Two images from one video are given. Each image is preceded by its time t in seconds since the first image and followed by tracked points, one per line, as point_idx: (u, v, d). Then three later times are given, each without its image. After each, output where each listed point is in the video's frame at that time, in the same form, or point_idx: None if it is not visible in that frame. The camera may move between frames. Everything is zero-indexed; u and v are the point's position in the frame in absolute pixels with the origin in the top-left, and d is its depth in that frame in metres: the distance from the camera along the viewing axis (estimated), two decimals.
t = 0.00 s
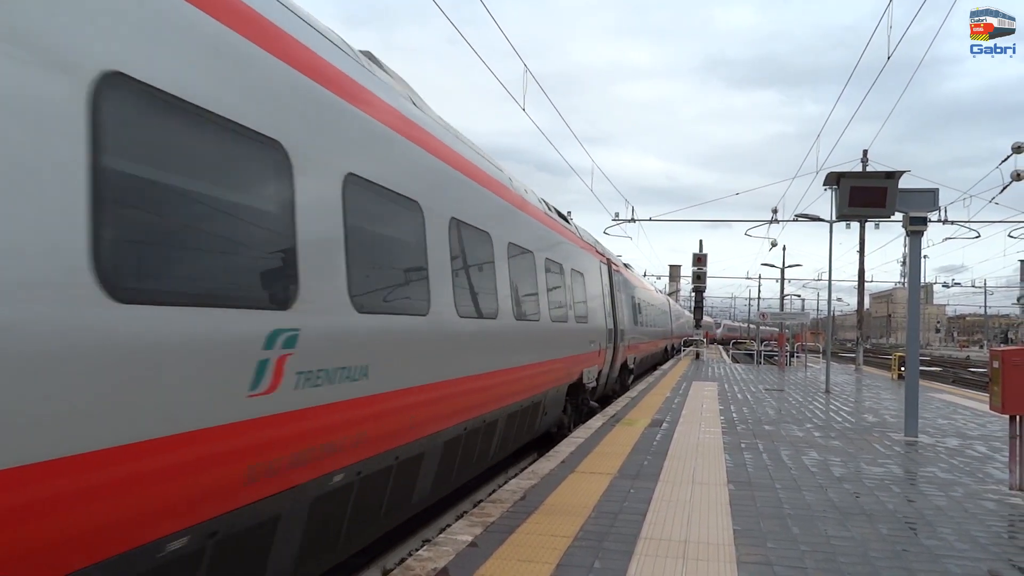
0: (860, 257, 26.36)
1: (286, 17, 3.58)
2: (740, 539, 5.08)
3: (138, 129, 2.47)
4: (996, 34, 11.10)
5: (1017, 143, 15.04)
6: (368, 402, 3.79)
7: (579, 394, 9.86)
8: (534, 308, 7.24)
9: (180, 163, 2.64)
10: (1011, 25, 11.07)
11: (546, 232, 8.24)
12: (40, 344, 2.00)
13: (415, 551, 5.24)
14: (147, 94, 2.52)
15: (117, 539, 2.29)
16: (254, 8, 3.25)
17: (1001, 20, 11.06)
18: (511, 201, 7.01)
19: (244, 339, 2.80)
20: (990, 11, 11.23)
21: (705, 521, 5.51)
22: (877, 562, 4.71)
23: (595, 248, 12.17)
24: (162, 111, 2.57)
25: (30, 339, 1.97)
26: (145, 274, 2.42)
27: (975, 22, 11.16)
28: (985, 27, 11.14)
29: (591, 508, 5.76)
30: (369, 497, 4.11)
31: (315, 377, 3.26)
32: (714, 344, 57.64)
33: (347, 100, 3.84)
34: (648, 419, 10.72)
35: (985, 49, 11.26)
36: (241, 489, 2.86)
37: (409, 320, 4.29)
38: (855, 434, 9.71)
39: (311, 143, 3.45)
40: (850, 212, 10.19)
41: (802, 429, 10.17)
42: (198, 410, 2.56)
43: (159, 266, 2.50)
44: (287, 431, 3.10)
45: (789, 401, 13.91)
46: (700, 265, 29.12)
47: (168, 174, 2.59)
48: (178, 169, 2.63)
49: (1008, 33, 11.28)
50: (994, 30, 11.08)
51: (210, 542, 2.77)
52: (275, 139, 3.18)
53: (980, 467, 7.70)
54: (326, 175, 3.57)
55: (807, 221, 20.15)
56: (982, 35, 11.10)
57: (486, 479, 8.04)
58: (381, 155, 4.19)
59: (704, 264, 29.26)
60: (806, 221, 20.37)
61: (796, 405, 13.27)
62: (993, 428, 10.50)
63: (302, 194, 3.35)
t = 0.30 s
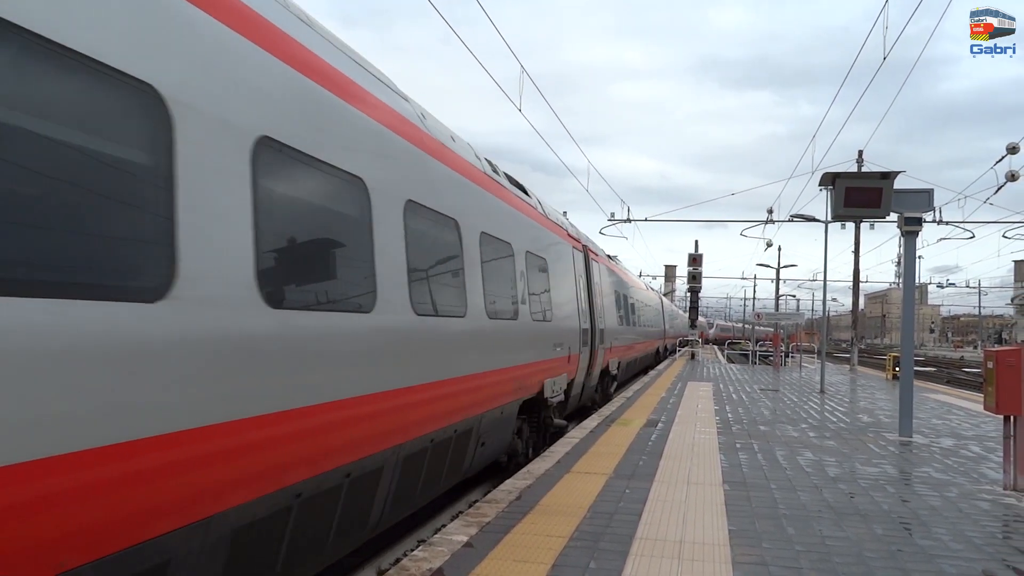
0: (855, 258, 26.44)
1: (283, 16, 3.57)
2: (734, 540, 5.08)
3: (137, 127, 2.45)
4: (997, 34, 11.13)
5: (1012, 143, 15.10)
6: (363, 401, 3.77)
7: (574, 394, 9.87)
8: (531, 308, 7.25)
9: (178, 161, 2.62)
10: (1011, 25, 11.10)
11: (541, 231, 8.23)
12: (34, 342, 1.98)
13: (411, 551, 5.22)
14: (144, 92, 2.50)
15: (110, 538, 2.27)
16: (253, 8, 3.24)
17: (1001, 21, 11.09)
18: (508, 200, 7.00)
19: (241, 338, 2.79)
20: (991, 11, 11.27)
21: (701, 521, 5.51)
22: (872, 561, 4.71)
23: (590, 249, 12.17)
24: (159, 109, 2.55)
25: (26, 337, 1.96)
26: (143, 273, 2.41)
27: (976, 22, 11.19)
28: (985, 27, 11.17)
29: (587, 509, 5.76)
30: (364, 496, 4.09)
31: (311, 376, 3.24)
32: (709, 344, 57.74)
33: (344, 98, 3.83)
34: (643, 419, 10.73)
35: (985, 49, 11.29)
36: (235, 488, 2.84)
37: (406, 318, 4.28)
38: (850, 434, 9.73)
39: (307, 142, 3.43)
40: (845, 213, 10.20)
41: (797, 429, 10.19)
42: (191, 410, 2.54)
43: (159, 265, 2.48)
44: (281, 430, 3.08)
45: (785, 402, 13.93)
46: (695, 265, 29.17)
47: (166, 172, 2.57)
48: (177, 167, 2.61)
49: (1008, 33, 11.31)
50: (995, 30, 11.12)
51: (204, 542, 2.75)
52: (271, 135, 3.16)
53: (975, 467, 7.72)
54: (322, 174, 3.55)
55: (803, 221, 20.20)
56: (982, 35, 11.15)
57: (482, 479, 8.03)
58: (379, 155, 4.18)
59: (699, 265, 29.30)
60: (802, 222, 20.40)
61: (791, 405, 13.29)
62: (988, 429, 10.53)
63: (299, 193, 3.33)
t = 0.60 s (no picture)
0: (851, 259, 26.50)
1: (278, 16, 3.56)
2: (732, 541, 5.09)
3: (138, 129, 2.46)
4: (997, 35, 11.17)
5: (1008, 144, 15.14)
6: (363, 403, 3.77)
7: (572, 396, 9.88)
8: (529, 309, 7.25)
9: (177, 162, 2.61)
10: (1011, 25, 11.13)
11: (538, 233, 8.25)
12: (33, 343, 1.97)
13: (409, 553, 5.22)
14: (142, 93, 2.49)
15: (109, 539, 2.26)
16: (246, 7, 3.23)
17: (1001, 21, 11.12)
18: (505, 202, 7.01)
19: (240, 340, 2.79)
20: (991, 12, 11.30)
21: (698, 523, 5.51)
22: (869, 563, 4.71)
23: (587, 250, 12.20)
24: (158, 111, 2.54)
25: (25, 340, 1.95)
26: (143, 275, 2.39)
27: (976, 22, 11.22)
28: (985, 28, 11.20)
29: (584, 511, 5.75)
30: (363, 497, 4.09)
31: (310, 379, 3.24)
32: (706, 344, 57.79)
33: (341, 101, 3.84)
34: (641, 421, 10.73)
35: (985, 49, 11.31)
36: (234, 489, 2.83)
37: (405, 321, 4.28)
38: (846, 435, 9.75)
39: (306, 144, 3.43)
40: (842, 215, 10.21)
41: (794, 430, 10.21)
42: (190, 411, 2.53)
43: (157, 266, 2.47)
44: (280, 431, 3.07)
45: (782, 403, 13.93)
46: (693, 266, 29.20)
47: (164, 174, 2.56)
48: (176, 169, 2.61)
49: (1008, 34, 11.33)
50: (995, 30, 11.15)
51: (202, 544, 2.75)
52: (270, 138, 3.16)
53: (971, 468, 7.74)
54: (321, 176, 3.54)
55: (800, 222, 20.23)
56: (982, 35, 11.18)
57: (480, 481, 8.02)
58: (375, 155, 4.17)
59: (697, 265, 29.33)
60: (799, 223, 20.43)
61: (788, 406, 13.31)
62: (984, 429, 10.55)
63: (298, 195, 3.33)
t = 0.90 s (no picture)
0: (849, 260, 26.54)
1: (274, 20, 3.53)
2: (731, 543, 5.08)
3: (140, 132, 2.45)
4: (997, 34, 11.19)
5: (1005, 144, 15.19)
6: (363, 406, 3.76)
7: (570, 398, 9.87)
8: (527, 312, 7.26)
9: (179, 165, 2.62)
10: (1011, 25, 11.15)
11: (536, 235, 8.27)
12: (31, 348, 1.96)
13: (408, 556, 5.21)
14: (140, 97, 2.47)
15: (108, 544, 2.26)
16: (241, 11, 3.19)
17: (1001, 21, 11.15)
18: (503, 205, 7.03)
19: (242, 343, 2.78)
20: (990, 11, 11.32)
21: (697, 524, 5.51)
22: (868, 564, 4.71)
23: (585, 251, 12.21)
24: (153, 116, 2.53)
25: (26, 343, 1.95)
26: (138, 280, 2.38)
27: (976, 22, 11.24)
28: (985, 27, 11.22)
29: (583, 512, 5.75)
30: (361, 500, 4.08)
31: (310, 382, 3.23)
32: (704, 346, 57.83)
33: (340, 106, 3.85)
34: (639, 423, 10.73)
35: (985, 49, 11.34)
36: (231, 494, 2.81)
37: (404, 323, 4.27)
38: (845, 436, 9.76)
39: (306, 148, 3.43)
40: (839, 214, 10.21)
41: (792, 430, 10.21)
42: (188, 418, 2.52)
43: (157, 270, 2.45)
44: (278, 434, 3.05)
45: (779, 404, 13.93)
46: (690, 267, 29.24)
47: (162, 177, 2.54)
48: (178, 172, 2.60)
49: (1008, 33, 11.36)
50: (995, 30, 11.18)
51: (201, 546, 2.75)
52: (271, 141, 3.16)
53: (969, 468, 7.75)
54: (321, 180, 3.54)
55: (798, 223, 20.26)
56: (982, 35, 11.20)
57: (478, 483, 8.02)
58: (373, 158, 4.15)
59: (694, 267, 29.36)
60: (796, 224, 20.47)
61: (786, 407, 13.32)
62: (982, 429, 10.56)
63: (298, 198, 3.32)
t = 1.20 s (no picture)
0: (847, 261, 26.60)
1: (275, 21, 3.54)
2: (730, 544, 5.09)
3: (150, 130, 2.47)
4: (996, 34, 11.23)
5: (1001, 145, 15.24)
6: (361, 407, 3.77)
7: (568, 399, 9.88)
8: (524, 313, 7.28)
9: (188, 164, 2.64)
10: (1011, 25, 11.19)
11: (534, 236, 8.29)
12: (35, 348, 1.97)
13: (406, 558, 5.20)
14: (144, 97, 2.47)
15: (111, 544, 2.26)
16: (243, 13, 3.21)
17: (1001, 21, 11.18)
18: (502, 207, 7.07)
19: (243, 344, 2.79)
20: (990, 12, 11.35)
21: (698, 525, 5.51)
22: (867, 564, 4.72)
23: (583, 252, 12.22)
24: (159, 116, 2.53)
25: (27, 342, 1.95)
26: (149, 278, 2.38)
27: (976, 22, 11.27)
28: (985, 27, 11.26)
29: (582, 514, 5.75)
30: (357, 503, 4.07)
31: (309, 386, 3.24)
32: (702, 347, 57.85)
33: (339, 108, 3.87)
34: (637, 424, 10.72)
35: (985, 49, 11.36)
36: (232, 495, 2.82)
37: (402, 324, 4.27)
38: (843, 437, 9.77)
39: (307, 152, 3.46)
40: (836, 216, 10.25)
41: (791, 431, 10.22)
42: (191, 417, 2.53)
43: (165, 269, 2.45)
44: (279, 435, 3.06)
45: (777, 405, 13.94)
46: (688, 269, 29.26)
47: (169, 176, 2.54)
48: (186, 171, 2.62)
49: (1008, 33, 11.39)
50: (995, 30, 11.21)
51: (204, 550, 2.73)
52: (270, 144, 3.17)
53: (967, 468, 7.76)
54: (320, 183, 3.56)
55: (795, 224, 20.29)
56: (982, 35, 11.25)
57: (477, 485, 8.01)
58: (369, 161, 4.14)
59: (691, 268, 29.38)
60: (794, 225, 20.49)
61: (784, 408, 13.32)
62: (980, 430, 10.58)
63: (300, 200, 3.34)
